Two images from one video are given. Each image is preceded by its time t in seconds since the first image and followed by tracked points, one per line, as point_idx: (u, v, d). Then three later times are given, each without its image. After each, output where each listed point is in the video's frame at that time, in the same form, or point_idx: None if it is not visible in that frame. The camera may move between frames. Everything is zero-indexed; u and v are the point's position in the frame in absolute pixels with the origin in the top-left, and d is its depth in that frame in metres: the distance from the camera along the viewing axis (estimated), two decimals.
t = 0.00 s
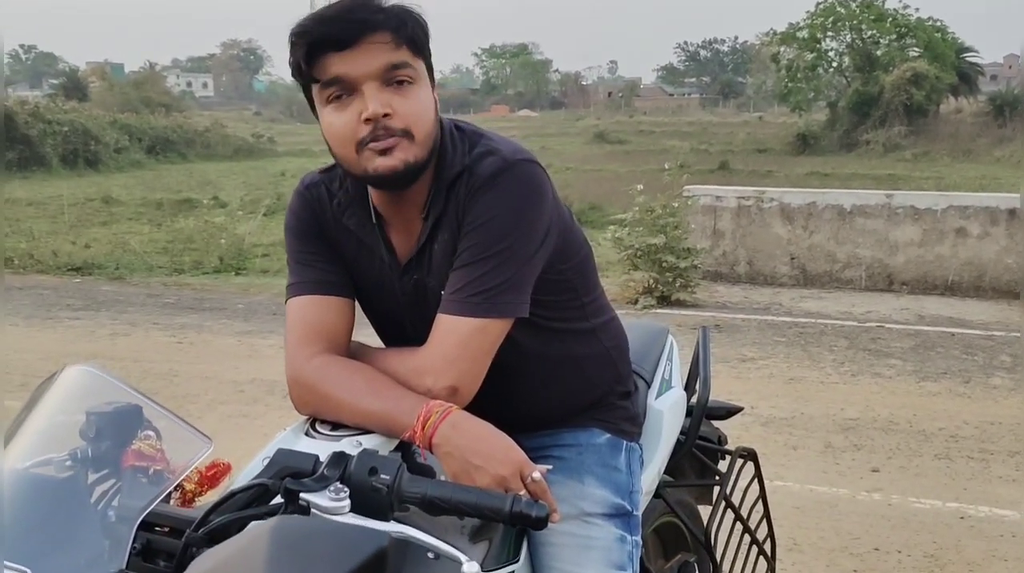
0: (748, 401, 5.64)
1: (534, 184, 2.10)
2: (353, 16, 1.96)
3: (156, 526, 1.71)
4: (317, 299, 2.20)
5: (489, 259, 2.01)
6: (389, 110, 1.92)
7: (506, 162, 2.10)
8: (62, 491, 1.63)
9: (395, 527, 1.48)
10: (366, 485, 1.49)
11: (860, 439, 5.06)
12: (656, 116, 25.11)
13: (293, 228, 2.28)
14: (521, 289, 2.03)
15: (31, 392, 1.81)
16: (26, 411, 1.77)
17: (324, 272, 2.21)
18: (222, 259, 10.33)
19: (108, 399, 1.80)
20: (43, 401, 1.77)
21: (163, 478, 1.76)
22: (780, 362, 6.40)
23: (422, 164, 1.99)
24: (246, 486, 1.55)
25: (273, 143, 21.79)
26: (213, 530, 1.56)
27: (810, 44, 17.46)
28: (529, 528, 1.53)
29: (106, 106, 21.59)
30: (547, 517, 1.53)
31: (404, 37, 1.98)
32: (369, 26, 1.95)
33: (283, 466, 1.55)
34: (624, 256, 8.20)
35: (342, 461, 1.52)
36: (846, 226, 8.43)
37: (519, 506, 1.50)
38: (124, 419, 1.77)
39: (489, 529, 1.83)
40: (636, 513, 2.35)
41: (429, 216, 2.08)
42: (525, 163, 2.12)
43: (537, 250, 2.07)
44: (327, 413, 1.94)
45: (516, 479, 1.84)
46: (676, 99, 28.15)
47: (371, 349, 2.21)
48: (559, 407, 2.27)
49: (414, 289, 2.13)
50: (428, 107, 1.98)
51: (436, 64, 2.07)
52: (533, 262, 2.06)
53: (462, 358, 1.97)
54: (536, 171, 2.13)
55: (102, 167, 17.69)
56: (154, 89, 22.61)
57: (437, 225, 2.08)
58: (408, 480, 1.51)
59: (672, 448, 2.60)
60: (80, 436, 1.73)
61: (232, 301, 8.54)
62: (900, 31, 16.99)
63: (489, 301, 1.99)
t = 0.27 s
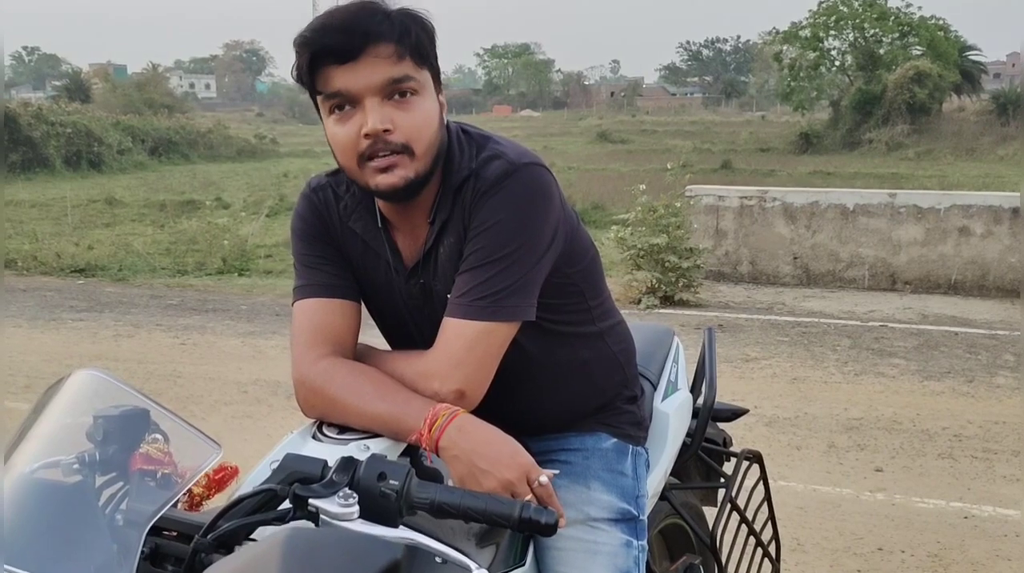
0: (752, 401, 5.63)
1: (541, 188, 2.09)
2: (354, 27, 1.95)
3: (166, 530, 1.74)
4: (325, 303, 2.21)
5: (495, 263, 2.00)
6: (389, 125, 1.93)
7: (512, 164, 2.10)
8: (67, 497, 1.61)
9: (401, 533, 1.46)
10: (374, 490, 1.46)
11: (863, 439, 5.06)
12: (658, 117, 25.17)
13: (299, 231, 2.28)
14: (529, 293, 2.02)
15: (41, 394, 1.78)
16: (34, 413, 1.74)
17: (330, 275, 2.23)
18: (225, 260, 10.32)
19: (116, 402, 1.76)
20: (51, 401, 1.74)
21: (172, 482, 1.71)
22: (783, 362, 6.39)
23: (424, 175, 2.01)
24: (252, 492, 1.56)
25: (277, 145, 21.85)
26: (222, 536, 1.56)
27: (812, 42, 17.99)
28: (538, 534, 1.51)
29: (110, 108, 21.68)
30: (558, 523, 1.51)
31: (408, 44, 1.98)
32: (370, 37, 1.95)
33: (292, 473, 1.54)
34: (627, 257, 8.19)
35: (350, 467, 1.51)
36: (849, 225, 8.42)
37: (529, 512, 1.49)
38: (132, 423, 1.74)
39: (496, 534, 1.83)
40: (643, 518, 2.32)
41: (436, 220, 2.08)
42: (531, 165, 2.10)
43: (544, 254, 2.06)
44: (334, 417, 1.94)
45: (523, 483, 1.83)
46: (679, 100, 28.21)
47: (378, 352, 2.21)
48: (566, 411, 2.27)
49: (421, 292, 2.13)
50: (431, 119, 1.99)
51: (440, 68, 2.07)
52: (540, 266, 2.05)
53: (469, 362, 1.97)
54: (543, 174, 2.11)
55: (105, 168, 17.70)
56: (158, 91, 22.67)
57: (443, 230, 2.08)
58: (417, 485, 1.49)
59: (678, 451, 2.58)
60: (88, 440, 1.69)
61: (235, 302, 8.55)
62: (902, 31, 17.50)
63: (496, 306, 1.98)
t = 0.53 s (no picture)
0: (755, 401, 5.63)
1: (551, 192, 2.10)
2: (343, 49, 1.91)
3: (172, 534, 1.70)
4: (333, 305, 2.22)
5: (503, 269, 2.01)
6: (374, 155, 1.91)
7: (522, 169, 2.10)
8: (77, 497, 1.59)
9: (411, 539, 1.45)
10: (383, 497, 1.45)
11: (866, 439, 5.06)
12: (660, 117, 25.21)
13: (308, 232, 2.29)
14: (537, 298, 2.04)
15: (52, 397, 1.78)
16: (42, 416, 1.73)
17: (339, 277, 2.23)
18: (227, 260, 10.32)
19: (125, 404, 1.75)
20: (60, 404, 1.73)
21: (180, 485, 1.70)
22: (785, 362, 6.40)
23: (418, 195, 1.99)
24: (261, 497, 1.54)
25: (279, 145, 21.88)
26: (231, 540, 1.54)
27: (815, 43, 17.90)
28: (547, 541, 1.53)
29: (113, 109, 21.72)
30: (566, 529, 1.53)
31: (396, 69, 1.91)
32: (355, 66, 1.89)
33: (300, 477, 1.53)
34: (629, 257, 8.19)
35: (359, 472, 1.50)
36: (851, 225, 8.42)
37: (538, 518, 1.51)
38: (140, 426, 1.73)
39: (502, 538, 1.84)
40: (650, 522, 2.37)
41: (444, 226, 2.08)
42: (542, 170, 2.11)
43: (552, 259, 2.07)
44: (342, 420, 1.94)
45: (533, 488, 1.87)
46: (681, 100, 28.28)
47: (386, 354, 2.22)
48: (574, 416, 2.29)
49: (429, 296, 2.15)
50: (420, 145, 1.94)
51: (441, 85, 2.00)
52: (548, 271, 2.06)
53: (478, 366, 1.99)
54: (553, 179, 2.12)
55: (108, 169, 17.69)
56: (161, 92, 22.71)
57: (451, 235, 2.08)
58: (427, 491, 1.49)
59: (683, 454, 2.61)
60: (97, 442, 1.68)
61: (238, 303, 8.56)
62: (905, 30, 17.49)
63: (504, 311, 2.00)
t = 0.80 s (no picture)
0: (755, 401, 5.63)
1: (559, 195, 2.10)
2: (343, 53, 1.90)
3: (178, 535, 1.67)
4: (337, 305, 2.21)
5: (506, 272, 2.02)
6: (369, 159, 1.91)
7: (530, 172, 2.10)
8: (80, 499, 1.55)
9: (416, 541, 1.45)
10: (387, 498, 1.45)
11: (866, 439, 5.06)
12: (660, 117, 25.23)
13: (314, 230, 2.29)
14: (542, 301, 2.04)
15: (57, 399, 1.76)
16: (46, 418, 1.70)
17: (344, 277, 2.23)
18: (228, 260, 10.31)
19: (129, 404, 1.71)
20: (64, 405, 1.70)
21: (184, 486, 1.65)
22: (785, 362, 6.40)
23: (416, 199, 1.99)
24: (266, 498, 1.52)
25: (279, 146, 21.89)
26: (237, 542, 1.54)
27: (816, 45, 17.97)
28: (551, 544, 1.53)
29: (113, 109, 21.74)
30: (572, 532, 1.52)
31: (395, 75, 1.90)
32: (352, 70, 1.88)
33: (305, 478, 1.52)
34: (629, 257, 8.19)
35: (364, 474, 1.49)
36: (851, 225, 8.42)
37: (542, 522, 1.50)
38: (144, 426, 1.69)
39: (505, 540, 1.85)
40: (654, 524, 2.38)
41: (450, 227, 2.08)
42: (550, 173, 2.11)
43: (557, 262, 2.07)
44: (345, 422, 1.94)
45: (539, 493, 1.86)
46: (682, 100, 28.32)
47: (390, 354, 2.22)
48: (577, 418, 2.29)
49: (434, 297, 2.15)
50: (417, 151, 1.94)
51: (445, 89, 1.98)
52: (554, 274, 2.06)
53: (483, 369, 1.99)
54: (562, 182, 2.12)
55: (108, 170, 17.71)
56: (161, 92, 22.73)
57: (456, 236, 2.08)
58: (431, 494, 1.49)
59: (685, 455, 2.60)
60: (101, 442, 1.64)
61: (238, 303, 8.55)
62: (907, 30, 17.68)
63: (507, 314, 2.00)
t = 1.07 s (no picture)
0: (755, 401, 5.64)
1: (567, 200, 2.10)
2: (358, 50, 1.91)
3: (180, 538, 1.63)
4: (341, 307, 2.21)
5: (513, 276, 2.02)
6: (378, 158, 1.91)
7: (538, 176, 2.11)
8: (82, 500, 1.55)
9: (420, 546, 1.45)
10: (391, 503, 1.46)
11: (866, 439, 5.06)
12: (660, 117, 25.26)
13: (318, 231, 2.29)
14: (547, 306, 2.04)
15: (64, 401, 1.76)
16: (53, 420, 1.71)
17: (348, 279, 2.22)
18: (228, 261, 10.31)
19: (133, 406, 1.71)
20: (70, 408, 1.71)
21: (188, 489, 1.65)
22: (785, 362, 6.41)
23: (424, 201, 1.99)
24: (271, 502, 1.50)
25: (279, 147, 21.90)
26: (241, 545, 1.49)
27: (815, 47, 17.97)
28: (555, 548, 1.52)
29: (113, 110, 21.76)
30: (575, 537, 1.52)
31: (408, 75, 1.90)
32: (366, 68, 1.89)
33: (309, 482, 1.52)
34: (629, 257, 8.19)
35: (369, 478, 1.49)
36: (851, 224, 8.42)
37: (546, 527, 1.49)
38: (148, 428, 1.68)
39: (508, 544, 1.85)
40: (658, 527, 2.38)
41: (457, 230, 2.09)
42: (559, 177, 2.12)
43: (564, 267, 2.08)
44: (348, 425, 1.95)
45: (542, 497, 1.87)
46: (682, 101, 28.38)
47: (394, 357, 2.22)
48: (581, 421, 2.29)
49: (439, 300, 2.15)
50: (427, 152, 1.94)
51: (457, 91, 1.99)
52: (560, 279, 2.07)
53: (487, 373, 2.00)
54: (570, 187, 2.13)
55: (108, 170, 17.73)
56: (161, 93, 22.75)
57: (463, 239, 2.09)
58: (435, 498, 1.49)
59: (688, 456, 2.60)
60: (105, 445, 1.64)
61: (239, 304, 8.56)
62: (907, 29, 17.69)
63: (513, 318, 2.01)
